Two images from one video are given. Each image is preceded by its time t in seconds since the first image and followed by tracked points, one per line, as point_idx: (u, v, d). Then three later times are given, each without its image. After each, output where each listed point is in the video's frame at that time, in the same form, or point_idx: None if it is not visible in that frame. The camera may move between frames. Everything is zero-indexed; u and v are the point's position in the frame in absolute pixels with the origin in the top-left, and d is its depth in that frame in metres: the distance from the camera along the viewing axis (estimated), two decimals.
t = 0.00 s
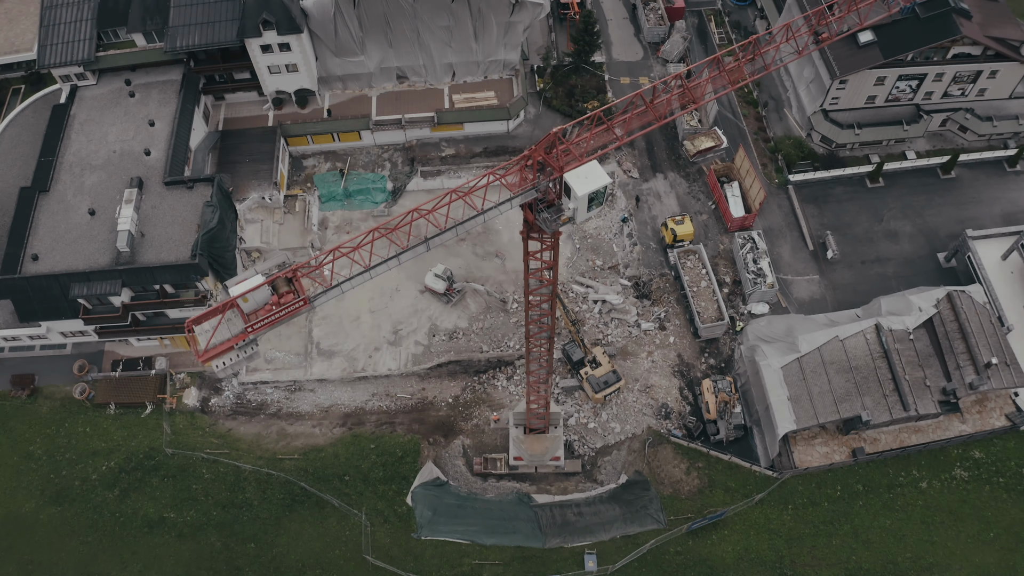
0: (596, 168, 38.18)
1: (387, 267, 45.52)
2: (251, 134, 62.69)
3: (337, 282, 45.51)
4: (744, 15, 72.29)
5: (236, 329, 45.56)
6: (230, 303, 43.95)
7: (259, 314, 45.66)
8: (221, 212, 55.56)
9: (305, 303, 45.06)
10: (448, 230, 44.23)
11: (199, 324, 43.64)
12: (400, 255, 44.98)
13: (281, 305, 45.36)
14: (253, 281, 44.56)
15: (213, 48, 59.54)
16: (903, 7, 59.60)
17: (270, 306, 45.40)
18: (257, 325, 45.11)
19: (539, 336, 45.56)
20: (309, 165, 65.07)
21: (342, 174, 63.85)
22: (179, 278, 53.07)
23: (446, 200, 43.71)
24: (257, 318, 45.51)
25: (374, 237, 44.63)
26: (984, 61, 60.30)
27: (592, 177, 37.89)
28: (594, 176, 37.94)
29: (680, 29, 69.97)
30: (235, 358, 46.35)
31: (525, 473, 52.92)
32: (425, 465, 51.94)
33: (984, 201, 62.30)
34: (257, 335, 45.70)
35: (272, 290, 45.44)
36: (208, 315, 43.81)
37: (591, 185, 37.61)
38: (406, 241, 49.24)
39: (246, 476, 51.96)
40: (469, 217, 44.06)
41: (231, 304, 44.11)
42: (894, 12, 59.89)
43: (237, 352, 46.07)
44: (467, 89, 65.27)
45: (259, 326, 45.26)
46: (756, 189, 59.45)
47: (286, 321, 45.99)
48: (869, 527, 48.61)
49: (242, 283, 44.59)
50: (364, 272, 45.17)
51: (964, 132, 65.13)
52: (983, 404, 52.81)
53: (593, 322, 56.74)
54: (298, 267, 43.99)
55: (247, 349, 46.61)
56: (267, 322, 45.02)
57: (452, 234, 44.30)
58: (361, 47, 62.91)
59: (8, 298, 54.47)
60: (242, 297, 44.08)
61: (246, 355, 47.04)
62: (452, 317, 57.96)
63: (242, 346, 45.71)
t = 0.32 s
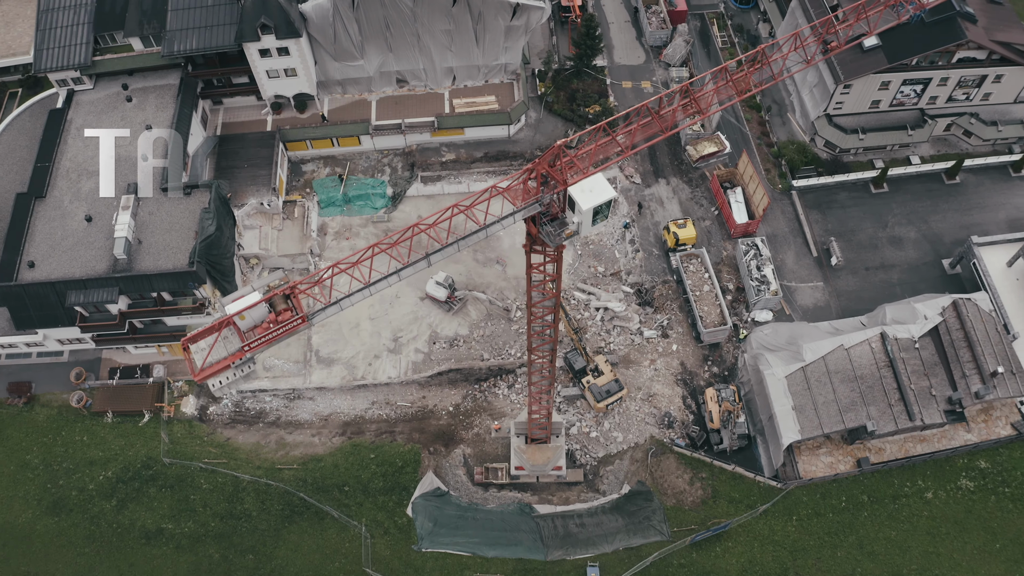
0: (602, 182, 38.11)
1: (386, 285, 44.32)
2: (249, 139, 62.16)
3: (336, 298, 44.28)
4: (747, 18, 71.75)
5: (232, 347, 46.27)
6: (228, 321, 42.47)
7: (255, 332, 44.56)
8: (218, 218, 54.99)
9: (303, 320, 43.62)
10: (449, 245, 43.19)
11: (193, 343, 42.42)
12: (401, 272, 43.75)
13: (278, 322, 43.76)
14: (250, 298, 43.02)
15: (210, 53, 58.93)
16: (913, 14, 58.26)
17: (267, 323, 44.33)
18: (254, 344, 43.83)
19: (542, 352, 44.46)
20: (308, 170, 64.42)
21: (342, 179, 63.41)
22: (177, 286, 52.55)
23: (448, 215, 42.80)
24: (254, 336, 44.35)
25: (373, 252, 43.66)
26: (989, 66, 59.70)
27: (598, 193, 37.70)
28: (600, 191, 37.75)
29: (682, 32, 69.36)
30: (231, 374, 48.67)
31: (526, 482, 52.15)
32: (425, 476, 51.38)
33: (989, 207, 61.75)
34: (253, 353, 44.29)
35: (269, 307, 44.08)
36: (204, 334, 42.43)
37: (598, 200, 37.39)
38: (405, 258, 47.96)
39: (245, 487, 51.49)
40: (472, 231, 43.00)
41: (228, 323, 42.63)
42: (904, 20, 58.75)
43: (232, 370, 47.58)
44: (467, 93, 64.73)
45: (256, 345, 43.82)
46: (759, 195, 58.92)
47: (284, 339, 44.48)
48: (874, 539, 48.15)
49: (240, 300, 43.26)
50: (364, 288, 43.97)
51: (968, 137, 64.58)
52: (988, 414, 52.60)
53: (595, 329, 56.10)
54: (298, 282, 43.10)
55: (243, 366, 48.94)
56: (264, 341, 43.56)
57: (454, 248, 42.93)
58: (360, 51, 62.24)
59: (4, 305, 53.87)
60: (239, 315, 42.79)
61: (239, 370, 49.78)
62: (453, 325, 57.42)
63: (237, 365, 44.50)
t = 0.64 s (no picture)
0: (609, 197, 37.60)
1: (386, 303, 43.33)
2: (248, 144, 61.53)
3: (337, 316, 43.37)
4: (750, 21, 71.17)
5: (229, 367, 43.77)
6: (225, 340, 42.40)
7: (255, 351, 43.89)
8: (217, 225, 54.25)
9: (301, 339, 42.98)
10: (452, 261, 42.13)
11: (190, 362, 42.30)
12: (402, 288, 42.91)
13: (276, 341, 43.22)
14: (248, 317, 42.88)
15: (208, 57, 58.31)
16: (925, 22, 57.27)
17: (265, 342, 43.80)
18: (252, 362, 43.00)
19: (545, 365, 43.96)
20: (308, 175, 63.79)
21: (341, 184, 62.96)
22: (175, 294, 51.81)
23: (451, 231, 42.03)
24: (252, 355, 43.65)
25: (374, 268, 42.91)
26: (995, 70, 59.08)
27: (604, 207, 37.22)
28: (606, 206, 37.30)
29: (685, 36, 68.71)
30: (228, 398, 43.50)
31: (528, 492, 51.59)
32: (426, 487, 50.84)
33: (995, 212, 61.18)
34: (252, 373, 43.49)
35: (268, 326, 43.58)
36: (201, 353, 42.45)
37: (604, 213, 36.89)
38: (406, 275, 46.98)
39: (244, 497, 50.97)
40: (475, 247, 42.02)
41: (225, 341, 42.51)
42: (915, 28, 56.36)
43: (231, 390, 43.54)
44: (468, 98, 64.13)
45: (254, 365, 43.05)
46: (764, 202, 58.43)
47: (283, 359, 43.80)
48: (880, 551, 47.65)
49: (237, 319, 43.06)
50: (364, 305, 43.00)
51: (974, 142, 63.96)
52: (995, 422, 51.71)
53: (598, 337, 55.51)
54: (299, 299, 42.83)
55: (243, 387, 43.86)
56: (262, 359, 42.86)
57: (457, 264, 41.83)
58: (360, 55, 61.63)
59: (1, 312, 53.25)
60: (236, 333, 42.43)
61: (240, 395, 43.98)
62: (454, 332, 56.85)
63: (236, 385, 43.38)
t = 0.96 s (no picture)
0: (617, 213, 37.47)
1: (387, 322, 42.38)
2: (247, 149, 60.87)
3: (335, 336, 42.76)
4: (754, 25, 70.59)
5: (225, 388, 43.29)
6: (221, 361, 42.55)
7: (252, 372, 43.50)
8: (215, 232, 53.39)
9: (300, 360, 42.13)
10: (454, 279, 41.22)
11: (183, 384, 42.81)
12: (403, 306, 41.97)
13: (274, 362, 42.56)
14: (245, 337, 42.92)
15: (206, 62, 57.64)
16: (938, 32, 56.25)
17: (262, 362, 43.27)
18: (248, 385, 42.64)
19: (548, 378, 43.36)
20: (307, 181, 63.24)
21: (341, 190, 62.49)
22: (173, 302, 51.05)
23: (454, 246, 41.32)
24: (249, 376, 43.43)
25: (375, 284, 42.33)
26: (1002, 75, 58.31)
27: (610, 222, 37.16)
28: (613, 221, 37.16)
29: (688, 39, 68.16)
30: (225, 419, 43.61)
31: (530, 503, 51.05)
32: (427, 497, 50.29)
33: (1001, 218, 60.57)
34: (248, 395, 43.17)
35: (265, 346, 43.06)
36: (196, 373, 42.69)
37: (609, 229, 36.76)
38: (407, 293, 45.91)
39: (242, 509, 50.41)
40: (478, 264, 41.11)
41: (222, 362, 42.58)
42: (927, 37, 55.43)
43: (227, 412, 43.62)
44: (470, 102, 63.49)
45: (250, 387, 42.72)
46: (768, 208, 57.69)
47: (281, 379, 43.23)
48: (886, 563, 47.11)
49: (234, 339, 43.40)
50: (363, 325, 41.95)
51: (979, 146, 63.40)
52: (1002, 432, 51.04)
53: (600, 345, 54.92)
54: (296, 319, 42.07)
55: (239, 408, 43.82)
56: (259, 381, 42.32)
57: (458, 282, 41.15)
58: (360, 59, 60.96)
59: None
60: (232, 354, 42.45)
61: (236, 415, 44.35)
62: (455, 340, 56.26)
63: (232, 407, 43.12)
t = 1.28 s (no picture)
0: (623, 229, 36.60)
1: (388, 342, 41.49)
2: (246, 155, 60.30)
3: (334, 357, 41.62)
4: (757, 28, 70.03)
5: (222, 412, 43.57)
6: (217, 383, 40.70)
7: (247, 394, 42.55)
8: (213, 239, 52.64)
9: (298, 383, 41.08)
10: (454, 299, 40.38)
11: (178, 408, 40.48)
12: (403, 326, 40.99)
13: (271, 386, 41.66)
14: (241, 360, 41.44)
15: (204, 67, 56.98)
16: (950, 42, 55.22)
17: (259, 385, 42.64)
18: (245, 408, 41.81)
19: (551, 391, 42.94)
20: (307, 187, 62.73)
21: (340, 196, 61.78)
22: (170, 311, 50.53)
23: (458, 263, 40.78)
24: (246, 399, 42.59)
25: (375, 305, 41.53)
26: (1007, 80, 57.83)
27: (617, 239, 36.22)
28: (619, 238, 36.28)
29: (691, 44, 67.59)
30: (221, 442, 44.89)
31: (532, 514, 50.55)
32: (428, 509, 49.74)
33: (1007, 225, 59.97)
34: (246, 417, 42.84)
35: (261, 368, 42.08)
36: (192, 398, 40.66)
37: (616, 246, 35.76)
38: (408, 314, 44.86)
39: (241, 521, 49.86)
40: (480, 283, 40.35)
41: (217, 385, 40.90)
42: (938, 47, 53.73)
43: (225, 435, 44.62)
44: (470, 107, 62.92)
45: (247, 410, 41.77)
46: (772, 216, 57.03)
47: (278, 403, 42.20)
48: None
49: (230, 361, 41.41)
50: (363, 346, 41.05)
51: (985, 152, 62.79)
52: (1008, 442, 50.30)
53: (603, 354, 54.33)
54: (292, 341, 41.26)
55: (235, 430, 44.86)
56: (257, 405, 41.47)
57: (460, 301, 40.43)
58: (360, 64, 60.38)
59: None
60: (228, 376, 41.00)
61: (231, 436, 44.89)
62: (455, 349, 55.68)
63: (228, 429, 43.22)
